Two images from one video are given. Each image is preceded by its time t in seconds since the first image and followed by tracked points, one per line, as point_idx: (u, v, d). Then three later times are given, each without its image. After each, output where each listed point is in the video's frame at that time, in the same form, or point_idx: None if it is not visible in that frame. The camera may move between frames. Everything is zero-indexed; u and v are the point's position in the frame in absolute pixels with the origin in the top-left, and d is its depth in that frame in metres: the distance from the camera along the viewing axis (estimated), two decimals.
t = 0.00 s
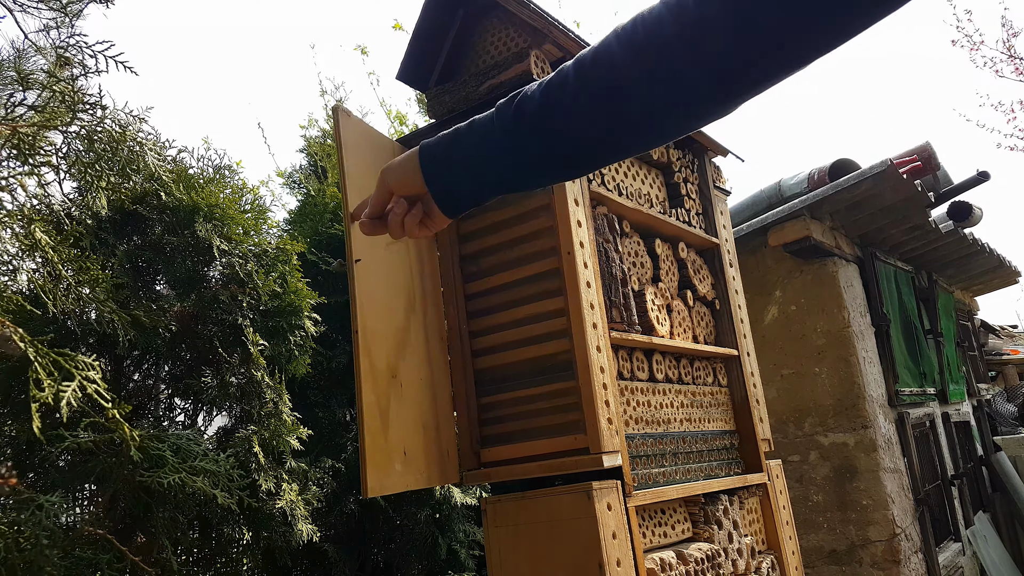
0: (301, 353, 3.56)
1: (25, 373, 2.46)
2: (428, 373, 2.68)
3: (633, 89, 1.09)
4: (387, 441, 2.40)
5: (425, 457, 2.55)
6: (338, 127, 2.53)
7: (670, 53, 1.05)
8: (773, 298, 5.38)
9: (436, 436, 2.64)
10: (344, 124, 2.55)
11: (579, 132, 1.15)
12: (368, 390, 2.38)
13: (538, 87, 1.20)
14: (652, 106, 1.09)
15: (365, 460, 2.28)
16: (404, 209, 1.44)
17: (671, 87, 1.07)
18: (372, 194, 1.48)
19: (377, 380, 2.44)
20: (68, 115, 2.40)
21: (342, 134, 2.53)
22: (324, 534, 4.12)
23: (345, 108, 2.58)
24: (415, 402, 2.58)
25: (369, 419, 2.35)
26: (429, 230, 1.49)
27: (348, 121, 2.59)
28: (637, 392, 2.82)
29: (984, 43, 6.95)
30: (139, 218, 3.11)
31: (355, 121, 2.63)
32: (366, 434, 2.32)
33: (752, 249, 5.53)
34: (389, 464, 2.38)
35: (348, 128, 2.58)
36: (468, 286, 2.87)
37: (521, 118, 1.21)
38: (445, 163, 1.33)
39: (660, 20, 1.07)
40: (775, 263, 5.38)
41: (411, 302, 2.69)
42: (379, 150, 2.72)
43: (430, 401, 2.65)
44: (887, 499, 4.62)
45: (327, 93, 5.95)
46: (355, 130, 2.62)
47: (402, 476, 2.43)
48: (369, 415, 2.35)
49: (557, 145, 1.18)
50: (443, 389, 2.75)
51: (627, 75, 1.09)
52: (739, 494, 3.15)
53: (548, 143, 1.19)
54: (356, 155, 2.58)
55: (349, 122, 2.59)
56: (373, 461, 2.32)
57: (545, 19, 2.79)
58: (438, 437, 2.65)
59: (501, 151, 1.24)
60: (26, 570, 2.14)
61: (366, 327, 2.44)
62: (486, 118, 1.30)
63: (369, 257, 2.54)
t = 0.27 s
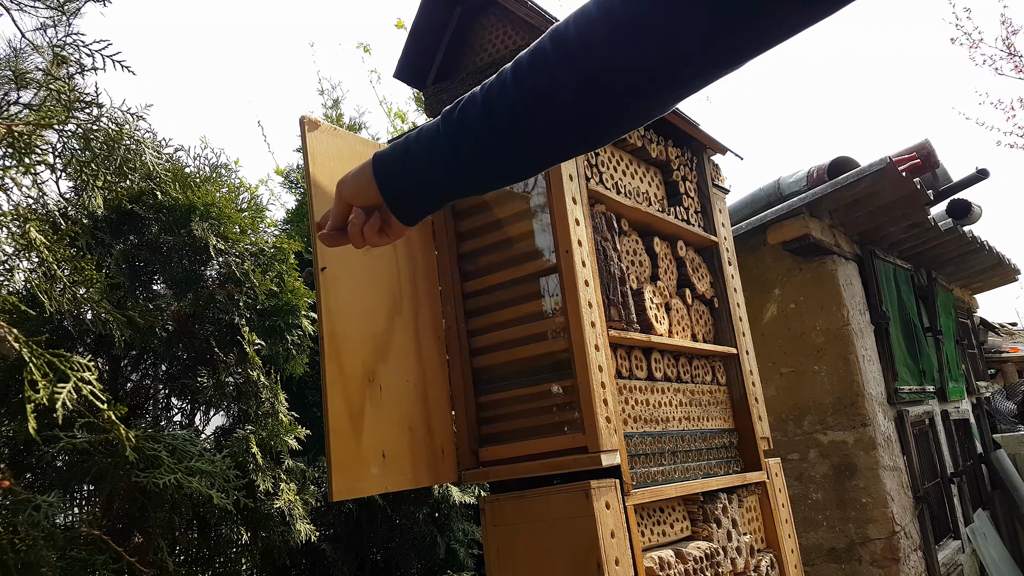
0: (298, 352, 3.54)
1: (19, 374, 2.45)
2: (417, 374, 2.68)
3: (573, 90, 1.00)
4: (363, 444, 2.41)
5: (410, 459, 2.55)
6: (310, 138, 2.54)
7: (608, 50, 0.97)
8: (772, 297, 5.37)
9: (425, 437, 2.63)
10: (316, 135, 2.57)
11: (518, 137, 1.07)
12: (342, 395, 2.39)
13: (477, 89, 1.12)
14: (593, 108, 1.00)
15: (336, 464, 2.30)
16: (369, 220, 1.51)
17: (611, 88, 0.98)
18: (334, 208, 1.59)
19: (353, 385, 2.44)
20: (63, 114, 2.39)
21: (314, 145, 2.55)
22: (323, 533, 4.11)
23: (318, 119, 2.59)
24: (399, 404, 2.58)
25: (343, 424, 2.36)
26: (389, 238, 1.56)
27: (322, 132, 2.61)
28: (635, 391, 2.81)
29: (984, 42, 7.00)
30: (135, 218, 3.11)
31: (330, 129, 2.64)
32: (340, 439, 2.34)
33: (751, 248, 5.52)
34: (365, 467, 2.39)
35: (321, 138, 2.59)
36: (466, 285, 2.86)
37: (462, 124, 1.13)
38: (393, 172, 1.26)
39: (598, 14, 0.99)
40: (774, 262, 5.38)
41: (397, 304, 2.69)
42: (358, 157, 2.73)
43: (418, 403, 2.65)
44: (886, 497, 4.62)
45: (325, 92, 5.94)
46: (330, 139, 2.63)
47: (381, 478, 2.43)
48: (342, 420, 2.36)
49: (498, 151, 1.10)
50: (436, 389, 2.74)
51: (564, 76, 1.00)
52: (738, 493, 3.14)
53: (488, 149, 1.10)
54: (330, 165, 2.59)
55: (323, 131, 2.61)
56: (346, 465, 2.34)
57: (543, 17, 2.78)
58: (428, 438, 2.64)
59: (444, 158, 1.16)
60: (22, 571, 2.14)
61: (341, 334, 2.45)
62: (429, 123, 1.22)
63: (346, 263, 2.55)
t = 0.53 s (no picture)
0: (296, 351, 3.53)
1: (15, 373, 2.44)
2: (412, 373, 2.67)
3: (540, 84, 0.97)
4: (353, 443, 2.41)
5: (404, 457, 2.55)
6: (297, 141, 2.55)
7: (573, 44, 0.94)
8: (771, 294, 5.37)
9: (421, 436, 2.63)
10: (302, 138, 2.57)
11: (492, 135, 1.05)
12: (330, 396, 2.39)
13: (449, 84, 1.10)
14: (563, 103, 0.98)
15: (324, 465, 2.30)
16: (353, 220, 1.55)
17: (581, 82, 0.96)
18: (317, 210, 1.63)
19: (342, 386, 2.44)
20: (61, 112, 2.38)
21: (301, 148, 2.55)
22: (322, 531, 4.11)
23: (305, 123, 2.59)
24: (392, 404, 2.57)
25: (332, 425, 2.37)
26: (372, 237, 1.60)
27: (309, 135, 2.61)
28: (634, 388, 2.81)
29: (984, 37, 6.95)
30: (132, 216, 3.10)
31: (318, 132, 2.64)
32: (328, 439, 2.34)
33: (750, 245, 5.52)
34: (355, 467, 2.39)
35: (309, 142, 2.59)
36: (464, 282, 2.86)
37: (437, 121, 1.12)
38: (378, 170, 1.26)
39: (562, 3, 0.95)
40: (773, 259, 5.37)
41: (390, 303, 2.68)
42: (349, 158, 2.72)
43: (413, 401, 2.64)
44: (885, 494, 4.62)
45: (323, 90, 5.92)
46: (318, 142, 2.63)
47: (372, 478, 2.43)
48: (331, 421, 2.36)
49: (475, 148, 1.09)
50: (433, 388, 2.74)
51: (531, 70, 0.97)
52: (737, 490, 3.14)
53: (464, 148, 1.10)
54: (318, 168, 2.59)
55: (310, 135, 2.61)
56: (335, 465, 2.34)
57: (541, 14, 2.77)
58: (425, 436, 2.64)
59: (423, 157, 1.16)
60: (20, 570, 2.14)
61: (329, 334, 2.45)
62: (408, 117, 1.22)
63: (335, 264, 2.54)
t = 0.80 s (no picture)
0: (296, 350, 3.53)
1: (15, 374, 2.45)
2: (412, 372, 2.67)
3: (543, 82, 0.97)
4: (354, 442, 2.41)
5: (404, 456, 2.55)
6: (297, 139, 2.55)
7: (576, 41, 0.93)
8: (770, 292, 5.36)
9: (421, 435, 2.63)
10: (303, 136, 2.57)
11: (494, 133, 1.04)
12: (331, 395, 2.39)
13: (449, 81, 1.09)
14: (565, 102, 0.97)
15: (325, 463, 2.31)
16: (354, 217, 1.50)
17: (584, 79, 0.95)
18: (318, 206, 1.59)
19: (343, 384, 2.44)
20: (60, 111, 2.38)
21: (302, 146, 2.55)
22: (321, 530, 4.10)
23: (305, 120, 2.59)
24: (392, 402, 2.57)
25: (332, 423, 2.37)
26: (374, 234, 1.54)
27: (310, 133, 2.61)
28: (633, 387, 2.81)
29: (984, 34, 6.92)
30: (132, 215, 3.10)
31: (319, 129, 2.64)
32: (329, 437, 2.34)
33: (750, 243, 5.51)
34: (355, 466, 2.39)
35: (310, 139, 2.59)
36: (463, 281, 2.86)
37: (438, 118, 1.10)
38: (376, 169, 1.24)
39: (565, 1, 0.95)
40: (773, 257, 5.37)
41: (390, 301, 2.68)
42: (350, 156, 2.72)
43: (413, 400, 2.64)
44: (885, 493, 4.62)
45: (322, 88, 5.91)
46: (319, 140, 2.63)
47: (373, 476, 2.43)
48: (331, 419, 2.37)
49: (475, 147, 1.07)
50: (433, 387, 2.74)
51: (534, 67, 0.97)
52: (737, 489, 3.14)
53: (466, 146, 1.08)
54: (318, 165, 2.59)
55: (311, 132, 2.61)
56: (336, 464, 2.34)
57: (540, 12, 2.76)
58: (425, 435, 2.64)
59: (424, 155, 1.14)
60: (19, 570, 2.13)
61: (330, 333, 2.45)
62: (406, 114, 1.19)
63: (336, 262, 2.54)
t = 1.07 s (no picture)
0: (296, 349, 3.52)
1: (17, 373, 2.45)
2: (414, 370, 2.67)
3: (552, 79, 1.00)
4: (359, 439, 2.40)
5: (407, 454, 2.54)
6: (303, 134, 2.54)
7: (583, 39, 0.96)
8: (770, 292, 5.36)
9: (424, 434, 2.63)
10: (309, 131, 2.56)
11: (506, 126, 1.08)
12: (337, 391, 2.38)
13: (465, 74, 1.12)
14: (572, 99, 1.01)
15: (332, 461, 2.30)
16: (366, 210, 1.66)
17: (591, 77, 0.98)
18: (331, 201, 1.82)
19: (349, 381, 2.43)
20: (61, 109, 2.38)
21: (307, 141, 2.54)
22: (321, 529, 4.10)
23: (311, 115, 2.59)
24: (395, 401, 2.57)
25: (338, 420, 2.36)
26: (383, 227, 1.70)
27: (315, 128, 2.60)
28: (633, 386, 2.80)
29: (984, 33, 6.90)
30: (133, 214, 3.10)
31: (324, 125, 2.63)
32: (336, 433, 2.33)
33: (750, 243, 5.51)
34: (360, 463, 2.39)
35: (315, 134, 2.58)
36: (463, 280, 2.86)
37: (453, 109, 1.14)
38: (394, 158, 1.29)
39: None
40: (773, 257, 5.37)
41: (394, 299, 2.68)
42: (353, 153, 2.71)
43: (416, 398, 2.64)
44: (885, 492, 4.62)
45: (323, 87, 5.90)
46: (324, 135, 2.62)
47: (377, 474, 2.42)
48: (338, 416, 2.36)
49: (486, 141, 1.11)
50: (434, 386, 2.74)
51: (545, 63, 1.00)
52: (737, 488, 3.14)
53: (479, 138, 1.12)
54: (324, 161, 2.58)
55: (316, 127, 2.60)
56: (342, 461, 2.33)
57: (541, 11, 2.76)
58: (426, 433, 2.63)
59: (439, 146, 1.18)
60: (19, 569, 2.13)
61: (336, 329, 2.44)
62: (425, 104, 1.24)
63: (341, 259, 2.54)
